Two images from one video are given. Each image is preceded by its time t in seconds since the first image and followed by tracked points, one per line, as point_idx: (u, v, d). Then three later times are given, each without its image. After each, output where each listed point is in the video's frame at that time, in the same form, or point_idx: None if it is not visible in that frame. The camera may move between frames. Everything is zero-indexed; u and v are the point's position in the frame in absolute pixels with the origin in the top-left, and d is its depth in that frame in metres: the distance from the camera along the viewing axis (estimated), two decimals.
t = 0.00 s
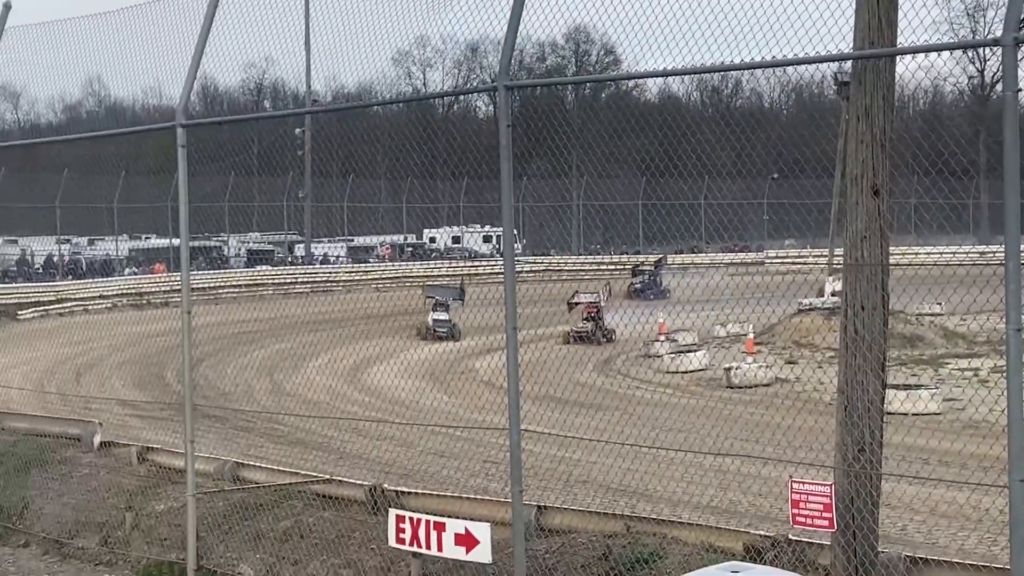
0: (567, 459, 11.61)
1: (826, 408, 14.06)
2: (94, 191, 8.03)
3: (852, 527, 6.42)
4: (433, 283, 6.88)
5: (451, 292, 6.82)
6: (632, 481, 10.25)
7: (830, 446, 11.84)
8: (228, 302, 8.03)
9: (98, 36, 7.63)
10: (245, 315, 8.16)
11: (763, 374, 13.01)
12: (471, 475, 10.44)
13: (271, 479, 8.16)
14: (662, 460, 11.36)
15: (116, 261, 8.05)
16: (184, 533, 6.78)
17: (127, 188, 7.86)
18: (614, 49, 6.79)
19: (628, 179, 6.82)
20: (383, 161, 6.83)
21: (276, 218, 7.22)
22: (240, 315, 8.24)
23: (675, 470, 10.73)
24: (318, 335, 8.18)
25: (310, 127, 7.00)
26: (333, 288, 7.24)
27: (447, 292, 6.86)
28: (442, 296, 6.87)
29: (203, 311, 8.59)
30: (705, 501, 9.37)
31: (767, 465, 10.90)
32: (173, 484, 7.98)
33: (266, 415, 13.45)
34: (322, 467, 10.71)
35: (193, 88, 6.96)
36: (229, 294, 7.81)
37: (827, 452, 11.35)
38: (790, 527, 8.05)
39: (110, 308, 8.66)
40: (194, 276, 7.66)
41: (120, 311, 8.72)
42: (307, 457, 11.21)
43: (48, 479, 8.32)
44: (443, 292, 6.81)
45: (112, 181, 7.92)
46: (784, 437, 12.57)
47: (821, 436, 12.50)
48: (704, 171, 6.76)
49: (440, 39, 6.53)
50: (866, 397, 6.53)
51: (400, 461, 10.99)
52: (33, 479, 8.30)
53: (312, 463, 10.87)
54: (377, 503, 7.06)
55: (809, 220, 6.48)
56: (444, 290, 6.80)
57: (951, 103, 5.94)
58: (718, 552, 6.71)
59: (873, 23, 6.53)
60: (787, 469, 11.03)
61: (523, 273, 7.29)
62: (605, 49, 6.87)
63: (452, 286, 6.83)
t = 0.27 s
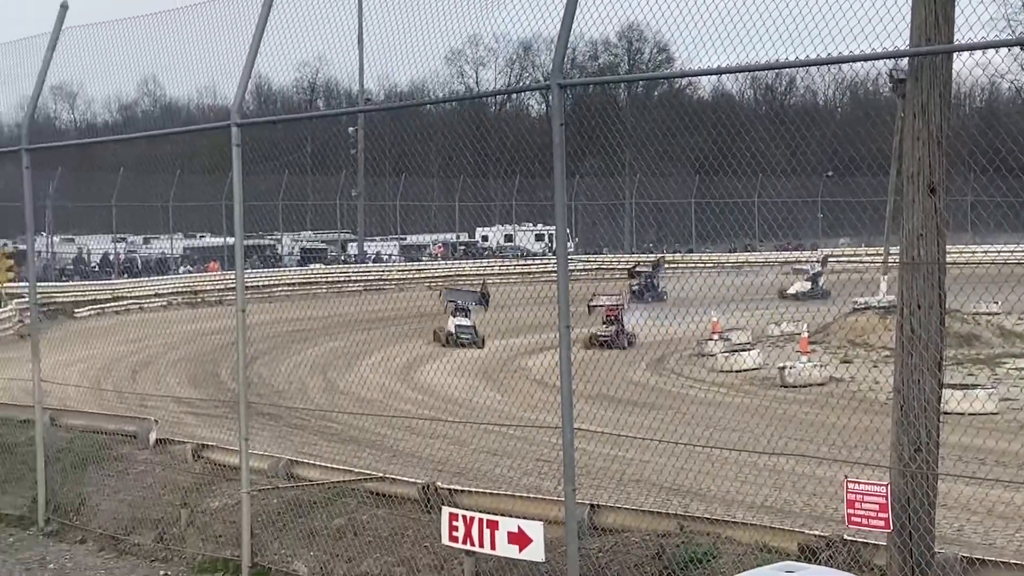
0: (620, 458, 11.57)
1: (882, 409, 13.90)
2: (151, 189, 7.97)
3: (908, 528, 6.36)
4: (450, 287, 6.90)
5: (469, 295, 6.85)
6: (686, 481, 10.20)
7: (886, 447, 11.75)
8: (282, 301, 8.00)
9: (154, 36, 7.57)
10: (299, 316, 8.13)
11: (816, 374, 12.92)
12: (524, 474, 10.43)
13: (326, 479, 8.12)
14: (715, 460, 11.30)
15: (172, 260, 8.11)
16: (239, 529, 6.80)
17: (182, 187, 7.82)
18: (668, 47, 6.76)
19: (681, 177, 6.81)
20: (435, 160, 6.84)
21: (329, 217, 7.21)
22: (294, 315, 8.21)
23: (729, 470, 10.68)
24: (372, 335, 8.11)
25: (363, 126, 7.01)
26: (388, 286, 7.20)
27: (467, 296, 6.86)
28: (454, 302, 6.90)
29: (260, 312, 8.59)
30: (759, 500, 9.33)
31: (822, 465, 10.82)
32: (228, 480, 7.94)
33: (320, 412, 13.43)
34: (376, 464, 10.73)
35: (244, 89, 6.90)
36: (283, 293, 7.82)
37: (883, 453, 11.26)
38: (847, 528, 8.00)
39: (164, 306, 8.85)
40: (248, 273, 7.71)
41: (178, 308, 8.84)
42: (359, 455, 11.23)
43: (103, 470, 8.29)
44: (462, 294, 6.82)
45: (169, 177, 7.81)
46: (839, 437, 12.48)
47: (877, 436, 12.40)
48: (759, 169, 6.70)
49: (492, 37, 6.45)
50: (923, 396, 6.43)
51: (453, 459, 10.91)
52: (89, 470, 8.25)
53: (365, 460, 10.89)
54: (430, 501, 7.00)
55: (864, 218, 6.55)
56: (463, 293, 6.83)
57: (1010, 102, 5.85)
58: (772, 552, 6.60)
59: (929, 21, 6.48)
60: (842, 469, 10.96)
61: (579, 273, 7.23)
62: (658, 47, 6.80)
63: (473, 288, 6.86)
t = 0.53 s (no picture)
0: (683, 457, 11.44)
1: (952, 408, 13.61)
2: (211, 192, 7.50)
3: (977, 529, 6.28)
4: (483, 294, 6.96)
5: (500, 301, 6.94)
6: (750, 480, 10.09)
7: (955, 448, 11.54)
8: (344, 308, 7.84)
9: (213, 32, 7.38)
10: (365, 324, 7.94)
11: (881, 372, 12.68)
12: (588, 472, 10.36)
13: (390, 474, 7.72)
14: (779, 460, 11.16)
15: (238, 259, 7.45)
16: (303, 526, 6.81)
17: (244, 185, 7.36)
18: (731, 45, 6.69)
19: (746, 176, 6.68)
20: (499, 159, 6.83)
21: (392, 215, 7.06)
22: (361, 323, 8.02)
23: (794, 470, 10.54)
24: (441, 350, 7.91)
25: (426, 125, 7.00)
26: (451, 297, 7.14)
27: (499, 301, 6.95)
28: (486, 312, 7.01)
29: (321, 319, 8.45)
30: (824, 501, 9.23)
31: (889, 466, 10.64)
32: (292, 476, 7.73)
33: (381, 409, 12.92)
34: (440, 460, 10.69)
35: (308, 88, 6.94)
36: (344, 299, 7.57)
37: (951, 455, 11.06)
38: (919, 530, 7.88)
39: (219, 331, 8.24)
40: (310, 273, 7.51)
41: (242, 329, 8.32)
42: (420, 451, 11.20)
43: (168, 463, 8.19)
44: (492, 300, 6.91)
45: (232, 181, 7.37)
46: (906, 437, 12.28)
47: (947, 436, 12.17)
48: (823, 167, 6.51)
49: (555, 35, 6.45)
50: (992, 397, 6.35)
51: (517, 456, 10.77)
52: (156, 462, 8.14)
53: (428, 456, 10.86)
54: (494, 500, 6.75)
55: (932, 217, 6.21)
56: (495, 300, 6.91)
57: None
58: (838, 551, 6.49)
59: (997, 19, 6.32)
60: (909, 470, 10.78)
61: (645, 274, 7.08)
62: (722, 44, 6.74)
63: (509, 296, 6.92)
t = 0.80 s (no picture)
0: (736, 455, 11.33)
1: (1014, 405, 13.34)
2: (264, 191, 7.42)
3: None
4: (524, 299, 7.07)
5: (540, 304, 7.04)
6: (805, 479, 9.98)
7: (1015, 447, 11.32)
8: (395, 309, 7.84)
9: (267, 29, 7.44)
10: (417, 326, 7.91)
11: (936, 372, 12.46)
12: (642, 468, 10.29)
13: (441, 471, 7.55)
14: (832, 459, 11.03)
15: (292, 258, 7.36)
16: (357, 524, 6.82)
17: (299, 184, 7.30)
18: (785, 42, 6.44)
19: (800, 173, 6.51)
20: (551, 158, 6.76)
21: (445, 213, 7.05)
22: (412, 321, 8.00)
23: (848, 470, 10.41)
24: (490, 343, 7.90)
25: (479, 124, 6.94)
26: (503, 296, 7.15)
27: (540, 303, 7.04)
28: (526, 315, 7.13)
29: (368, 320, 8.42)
30: (880, 501, 9.13)
31: (945, 466, 10.48)
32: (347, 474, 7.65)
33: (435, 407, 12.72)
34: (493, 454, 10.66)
35: (361, 88, 7.00)
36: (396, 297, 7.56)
37: (1010, 455, 10.86)
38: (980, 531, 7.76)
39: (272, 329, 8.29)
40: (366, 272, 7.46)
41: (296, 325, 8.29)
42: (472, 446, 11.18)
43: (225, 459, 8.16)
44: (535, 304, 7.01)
45: (285, 178, 7.31)
46: (964, 436, 12.08)
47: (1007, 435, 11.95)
48: (879, 165, 6.35)
49: (609, 33, 6.38)
50: None
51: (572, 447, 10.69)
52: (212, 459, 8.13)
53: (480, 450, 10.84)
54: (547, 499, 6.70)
55: (988, 216, 5.97)
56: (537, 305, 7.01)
57: None
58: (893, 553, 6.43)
59: None
60: (967, 470, 10.60)
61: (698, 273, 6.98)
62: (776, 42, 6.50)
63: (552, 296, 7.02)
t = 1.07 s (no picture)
0: (788, 454, 11.21)
1: None
2: (317, 189, 7.47)
3: None
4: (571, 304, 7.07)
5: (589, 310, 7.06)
6: (858, 479, 9.87)
7: None
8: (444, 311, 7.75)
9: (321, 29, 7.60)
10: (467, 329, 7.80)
11: (995, 373, 12.21)
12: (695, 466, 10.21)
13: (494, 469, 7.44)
14: (886, 460, 10.89)
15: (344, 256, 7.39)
16: (409, 522, 6.84)
17: (352, 183, 7.32)
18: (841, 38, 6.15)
19: (853, 173, 6.26)
20: (603, 158, 6.72)
21: (497, 212, 7.00)
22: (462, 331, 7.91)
23: (903, 470, 10.27)
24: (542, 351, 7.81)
25: (531, 123, 6.96)
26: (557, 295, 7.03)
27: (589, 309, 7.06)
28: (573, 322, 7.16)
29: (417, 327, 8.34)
30: (935, 502, 9.01)
31: (1002, 467, 10.31)
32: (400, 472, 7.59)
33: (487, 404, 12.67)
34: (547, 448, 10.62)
35: (413, 87, 7.10)
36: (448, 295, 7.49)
37: None
38: None
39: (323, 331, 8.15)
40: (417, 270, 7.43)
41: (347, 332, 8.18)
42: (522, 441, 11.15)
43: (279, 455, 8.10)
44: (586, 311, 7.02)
45: (338, 177, 7.36)
46: None
47: None
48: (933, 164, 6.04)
49: (661, 31, 6.37)
50: None
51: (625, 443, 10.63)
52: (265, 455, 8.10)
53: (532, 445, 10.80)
54: (601, 498, 6.72)
55: None
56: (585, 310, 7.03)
57: None
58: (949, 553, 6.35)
59: None
60: None
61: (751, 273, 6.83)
62: (831, 40, 6.19)
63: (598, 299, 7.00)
